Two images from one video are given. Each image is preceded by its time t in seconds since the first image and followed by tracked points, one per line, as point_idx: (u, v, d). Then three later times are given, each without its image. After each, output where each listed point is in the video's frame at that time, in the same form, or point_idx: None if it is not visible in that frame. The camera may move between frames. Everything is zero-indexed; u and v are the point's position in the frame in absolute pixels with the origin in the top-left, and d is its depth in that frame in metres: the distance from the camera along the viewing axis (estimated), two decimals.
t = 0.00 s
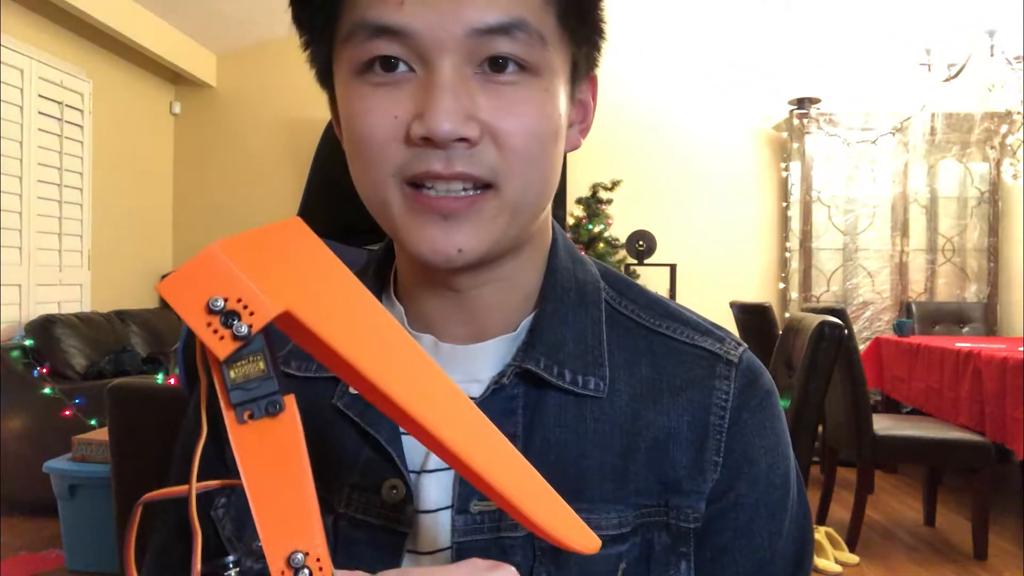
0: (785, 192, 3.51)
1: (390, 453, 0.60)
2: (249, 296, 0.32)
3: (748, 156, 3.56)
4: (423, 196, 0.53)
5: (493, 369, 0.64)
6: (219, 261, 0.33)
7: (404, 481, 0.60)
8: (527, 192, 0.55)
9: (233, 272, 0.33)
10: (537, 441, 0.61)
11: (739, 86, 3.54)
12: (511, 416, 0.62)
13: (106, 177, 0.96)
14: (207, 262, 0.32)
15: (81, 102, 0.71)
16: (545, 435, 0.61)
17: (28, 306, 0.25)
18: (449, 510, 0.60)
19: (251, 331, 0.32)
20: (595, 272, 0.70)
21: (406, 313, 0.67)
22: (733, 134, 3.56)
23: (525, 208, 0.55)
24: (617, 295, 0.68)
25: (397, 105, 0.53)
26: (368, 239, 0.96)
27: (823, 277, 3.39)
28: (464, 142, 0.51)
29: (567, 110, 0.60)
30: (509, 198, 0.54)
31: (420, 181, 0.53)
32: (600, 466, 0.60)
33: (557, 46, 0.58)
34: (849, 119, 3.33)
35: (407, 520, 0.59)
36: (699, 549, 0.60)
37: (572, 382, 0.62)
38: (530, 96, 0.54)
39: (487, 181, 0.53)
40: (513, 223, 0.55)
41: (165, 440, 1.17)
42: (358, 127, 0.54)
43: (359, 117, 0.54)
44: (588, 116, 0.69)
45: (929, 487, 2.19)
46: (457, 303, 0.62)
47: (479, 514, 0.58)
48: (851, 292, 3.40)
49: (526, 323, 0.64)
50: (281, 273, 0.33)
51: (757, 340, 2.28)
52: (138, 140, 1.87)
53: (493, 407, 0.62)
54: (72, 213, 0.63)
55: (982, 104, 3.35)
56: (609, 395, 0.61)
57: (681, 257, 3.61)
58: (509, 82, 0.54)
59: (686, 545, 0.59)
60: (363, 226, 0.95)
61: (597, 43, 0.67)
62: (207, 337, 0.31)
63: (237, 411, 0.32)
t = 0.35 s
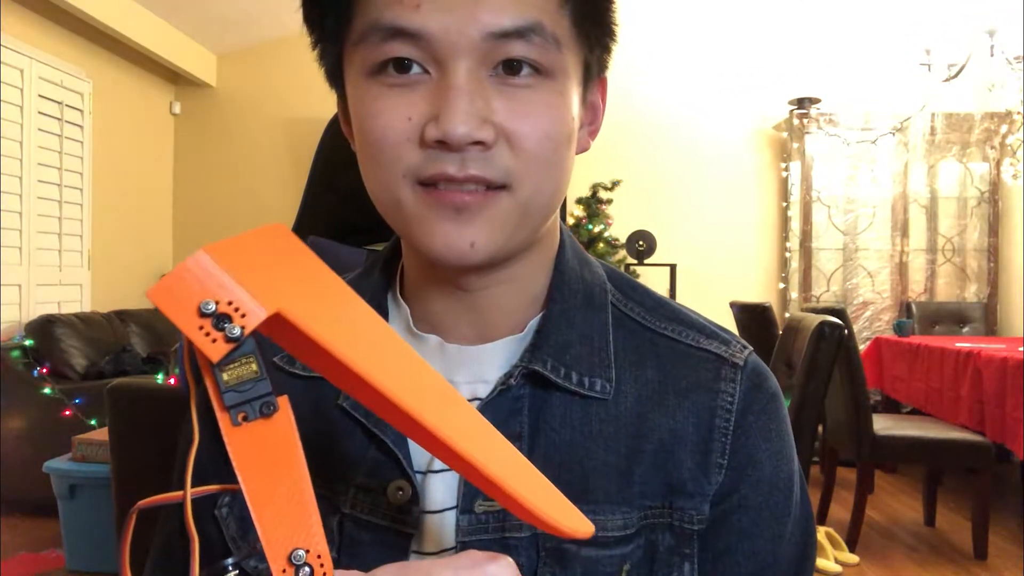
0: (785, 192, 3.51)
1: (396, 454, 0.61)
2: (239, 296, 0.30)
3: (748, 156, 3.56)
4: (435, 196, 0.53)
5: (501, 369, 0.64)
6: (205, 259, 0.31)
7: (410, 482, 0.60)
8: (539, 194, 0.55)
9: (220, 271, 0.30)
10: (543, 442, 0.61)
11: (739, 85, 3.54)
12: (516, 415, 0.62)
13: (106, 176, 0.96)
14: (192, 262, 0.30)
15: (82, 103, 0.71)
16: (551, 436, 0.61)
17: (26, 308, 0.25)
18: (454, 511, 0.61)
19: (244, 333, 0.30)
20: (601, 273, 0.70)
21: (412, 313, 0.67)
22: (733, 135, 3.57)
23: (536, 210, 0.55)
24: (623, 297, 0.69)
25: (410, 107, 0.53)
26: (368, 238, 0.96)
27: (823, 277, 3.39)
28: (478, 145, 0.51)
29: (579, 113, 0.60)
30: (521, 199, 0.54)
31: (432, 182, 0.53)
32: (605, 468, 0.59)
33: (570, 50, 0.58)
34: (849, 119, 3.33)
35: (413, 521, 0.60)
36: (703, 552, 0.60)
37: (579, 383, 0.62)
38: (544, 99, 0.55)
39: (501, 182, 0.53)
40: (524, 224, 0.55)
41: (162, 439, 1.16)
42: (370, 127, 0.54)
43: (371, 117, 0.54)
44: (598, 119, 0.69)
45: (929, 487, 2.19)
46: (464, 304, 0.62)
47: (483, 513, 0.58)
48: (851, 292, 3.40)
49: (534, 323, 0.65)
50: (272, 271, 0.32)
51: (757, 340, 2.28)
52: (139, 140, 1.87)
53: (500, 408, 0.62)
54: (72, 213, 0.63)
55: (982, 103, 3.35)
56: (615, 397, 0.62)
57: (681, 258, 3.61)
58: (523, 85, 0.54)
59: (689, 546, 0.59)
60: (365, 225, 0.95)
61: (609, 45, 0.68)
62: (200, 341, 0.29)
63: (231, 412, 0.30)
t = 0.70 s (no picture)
0: (785, 192, 3.51)
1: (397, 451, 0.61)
2: (225, 284, 0.30)
3: (748, 156, 3.58)
4: (429, 197, 0.53)
5: (501, 372, 0.64)
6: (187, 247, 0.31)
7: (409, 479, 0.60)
8: (535, 196, 0.55)
9: (202, 260, 0.31)
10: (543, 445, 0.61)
11: (739, 85, 3.55)
12: (519, 417, 0.61)
13: (107, 177, 0.96)
14: (175, 252, 0.30)
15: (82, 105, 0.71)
16: (552, 439, 0.60)
17: (26, 309, 0.25)
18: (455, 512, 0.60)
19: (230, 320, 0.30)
20: (607, 276, 0.70)
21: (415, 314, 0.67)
22: (733, 135, 3.58)
23: (531, 211, 0.55)
24: (628, 299, 0.69)
25: (402, 111, 0.53)
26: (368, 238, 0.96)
27: (823, 277, 3.41)
28: (468, 150, 0.51)
29: (577, 113, 0.60)
30: (516, 200, 0.54)
31: (427, 186, 0.53)
32: (606, 472, 0.59)
33: (562, 52, 0.58)
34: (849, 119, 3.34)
35: (412, 520, 0.60)
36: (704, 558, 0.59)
37: (580, 387, 0.62)
38: (538, 100, 0.54)
39: (495, 184, 0.53)
40: (520, 225, 0.55)
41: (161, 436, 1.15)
42: (366, 132, 0.55)
43: (367, 124, 0.55)
44: (602, 116, 0.69)
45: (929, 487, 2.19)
46: (466, 305, 0.63)
47: (484, 515, 0.58)
48: (851, 292, 3.40)
49: (537, 325, 0.65)
50: (254, 260, 0.32)
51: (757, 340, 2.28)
52: (139, 140, 1.87)
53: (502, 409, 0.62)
54: (72, 214, 0.63)
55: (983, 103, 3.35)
56: (618, 400, 0.62)
57: (681, 258, 3.62)
58: (514, 86, 0.54)
59: (690, 551, 0.59)
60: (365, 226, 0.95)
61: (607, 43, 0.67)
62: (184, 329, 0.30)
63: (224, 402, 0.31)
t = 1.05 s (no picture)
0: (785, 192, 3.50)
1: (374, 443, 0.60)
2: (253, 196, 0.28)
3: (748, 156, 3.55)
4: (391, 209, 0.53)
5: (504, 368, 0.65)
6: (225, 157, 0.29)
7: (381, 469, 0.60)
8: (496, 200, 0.54)
9: (238, 172, 0.29)
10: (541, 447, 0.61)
11: (738, 86, 3.55)
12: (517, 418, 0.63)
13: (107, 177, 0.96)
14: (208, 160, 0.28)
15: (81, 103, 0.70)
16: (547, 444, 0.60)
17: (26, 307, 0.25)
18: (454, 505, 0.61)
19: (255, 232, 0.28)
20: (616, 278, 0.70)
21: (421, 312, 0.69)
22: (732, 136, 3.56)
23: (497, 213, 0.54)
24: (636, 301, 0.69)
25: (360, 129, 0.52)
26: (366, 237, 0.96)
27: (823, 277, 3.38)
28: (414, 161, 0.50)
29: (542, 111, 0.57)
30: (475, 204, 0.53)
31: (387, 198, 0.52)
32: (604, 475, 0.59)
33: (500, 53, 0.54)
34: (849, 119, 3.33)
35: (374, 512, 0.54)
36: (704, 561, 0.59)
37: (580, 388, 0.62)
38: (484, 105, 0.52)
39: (449, 193, 0.52)
40: (486, 228, 0.54)
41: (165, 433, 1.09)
42: (342, 147, 0.55)
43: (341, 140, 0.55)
44: (594, 104, 0.66)
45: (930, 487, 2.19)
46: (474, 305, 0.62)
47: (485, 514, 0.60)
48: (851, 292, 3.40)
49: (536, 324, 0.66)
50: (296, 178, 0.29)
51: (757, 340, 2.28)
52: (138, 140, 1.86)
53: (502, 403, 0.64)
54: (71, 213, 0.63)
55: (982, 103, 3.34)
56: (618, 403, 0.62)
57: (680, 258, 3.61)
58: (460, 93, 0.52)
59: (691, 555, 0.58)
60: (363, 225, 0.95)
61: (584, 30, 0.64)
62: (209, 238, 0.27)
63: (241, 320, 0.28)
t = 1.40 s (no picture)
0: (785, 192, 3.50)
1: (366, 437, 0.64)
2: (230, 223, 0.30)
3: (747, 156, 3.55)
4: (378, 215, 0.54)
5: (503, 365, 0.65)
6: (207, 183, 0.31)
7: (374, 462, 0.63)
8: (461, 200, 0.52)
9: (216, 196, 0.31)
10: (542, 444, 0.61)
11: (738, 86, 3.55)
12: (523, 414, 0.63)
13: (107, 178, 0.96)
14: (193, 186, 0.31)
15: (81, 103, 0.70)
16: (548, 445, 0.61)
17: (27, 307, 0.25)
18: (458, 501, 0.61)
19: (228, 257, 0.30)
20: (621, 278, 0.70)
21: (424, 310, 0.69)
22: (732, 136, 3.56)
23: (464, 214, 0.53)
24: (641, 302, 0.68)
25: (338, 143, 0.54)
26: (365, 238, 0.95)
27: (823, 277, 3.38)
28: (376, 167, 0.51)
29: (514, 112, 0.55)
30: (443, 208, 0.52)
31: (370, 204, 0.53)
32: (603, 475, 0.59)
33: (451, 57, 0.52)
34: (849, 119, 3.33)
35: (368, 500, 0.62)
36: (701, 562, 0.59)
37: (580, 387, 0.62)
38: (440, 110, 0.51)
39: (417, 199, 0.52)
40: (465, 230, 0.53)
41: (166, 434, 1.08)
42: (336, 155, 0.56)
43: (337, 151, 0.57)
44: (579, 99, 0.62)
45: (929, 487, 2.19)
46: (471, 300, 0.64)
47: (485, 511, 0.59)
48: (851, 292, 3.39)
49: (536, 323, 0.66)
50: (272, 205, 0.31)
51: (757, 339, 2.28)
52: (138, 140, 1.86)
53: (505, 403, 0.64)
54: (72, 212, 0.63)
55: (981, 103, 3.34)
56: (618, 403, 0.61)
57: (681, 258, 3.61)
58: (419, 99, 0.52)
59: (688, 556, 0.58)
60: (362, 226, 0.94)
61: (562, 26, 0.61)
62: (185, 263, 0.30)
63: (216, 337, 0.30)
